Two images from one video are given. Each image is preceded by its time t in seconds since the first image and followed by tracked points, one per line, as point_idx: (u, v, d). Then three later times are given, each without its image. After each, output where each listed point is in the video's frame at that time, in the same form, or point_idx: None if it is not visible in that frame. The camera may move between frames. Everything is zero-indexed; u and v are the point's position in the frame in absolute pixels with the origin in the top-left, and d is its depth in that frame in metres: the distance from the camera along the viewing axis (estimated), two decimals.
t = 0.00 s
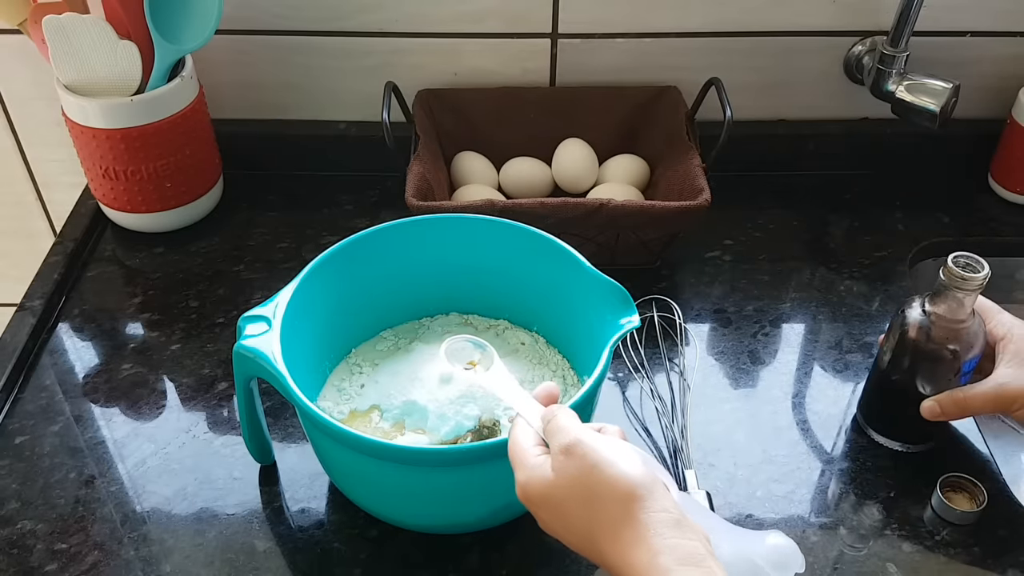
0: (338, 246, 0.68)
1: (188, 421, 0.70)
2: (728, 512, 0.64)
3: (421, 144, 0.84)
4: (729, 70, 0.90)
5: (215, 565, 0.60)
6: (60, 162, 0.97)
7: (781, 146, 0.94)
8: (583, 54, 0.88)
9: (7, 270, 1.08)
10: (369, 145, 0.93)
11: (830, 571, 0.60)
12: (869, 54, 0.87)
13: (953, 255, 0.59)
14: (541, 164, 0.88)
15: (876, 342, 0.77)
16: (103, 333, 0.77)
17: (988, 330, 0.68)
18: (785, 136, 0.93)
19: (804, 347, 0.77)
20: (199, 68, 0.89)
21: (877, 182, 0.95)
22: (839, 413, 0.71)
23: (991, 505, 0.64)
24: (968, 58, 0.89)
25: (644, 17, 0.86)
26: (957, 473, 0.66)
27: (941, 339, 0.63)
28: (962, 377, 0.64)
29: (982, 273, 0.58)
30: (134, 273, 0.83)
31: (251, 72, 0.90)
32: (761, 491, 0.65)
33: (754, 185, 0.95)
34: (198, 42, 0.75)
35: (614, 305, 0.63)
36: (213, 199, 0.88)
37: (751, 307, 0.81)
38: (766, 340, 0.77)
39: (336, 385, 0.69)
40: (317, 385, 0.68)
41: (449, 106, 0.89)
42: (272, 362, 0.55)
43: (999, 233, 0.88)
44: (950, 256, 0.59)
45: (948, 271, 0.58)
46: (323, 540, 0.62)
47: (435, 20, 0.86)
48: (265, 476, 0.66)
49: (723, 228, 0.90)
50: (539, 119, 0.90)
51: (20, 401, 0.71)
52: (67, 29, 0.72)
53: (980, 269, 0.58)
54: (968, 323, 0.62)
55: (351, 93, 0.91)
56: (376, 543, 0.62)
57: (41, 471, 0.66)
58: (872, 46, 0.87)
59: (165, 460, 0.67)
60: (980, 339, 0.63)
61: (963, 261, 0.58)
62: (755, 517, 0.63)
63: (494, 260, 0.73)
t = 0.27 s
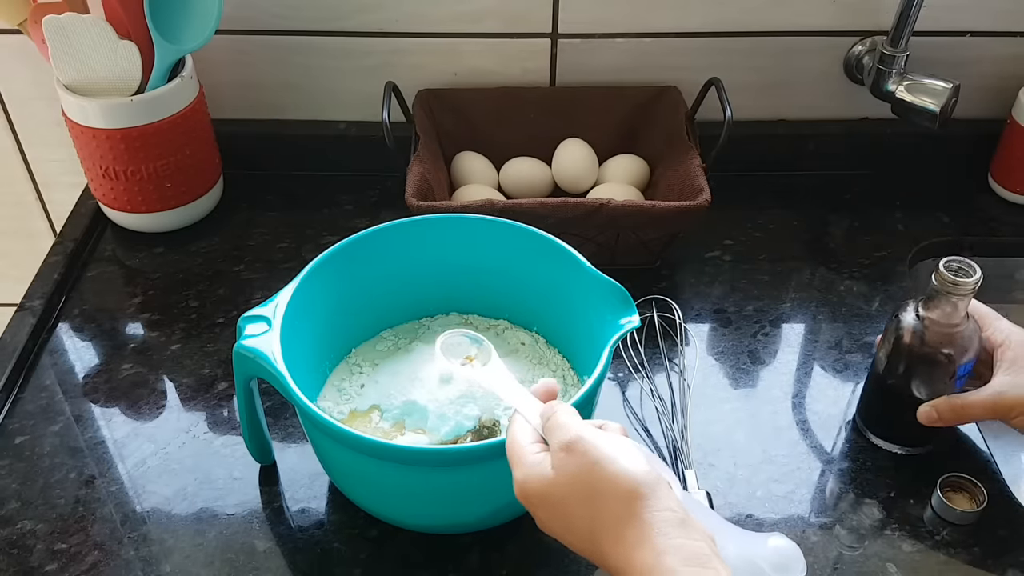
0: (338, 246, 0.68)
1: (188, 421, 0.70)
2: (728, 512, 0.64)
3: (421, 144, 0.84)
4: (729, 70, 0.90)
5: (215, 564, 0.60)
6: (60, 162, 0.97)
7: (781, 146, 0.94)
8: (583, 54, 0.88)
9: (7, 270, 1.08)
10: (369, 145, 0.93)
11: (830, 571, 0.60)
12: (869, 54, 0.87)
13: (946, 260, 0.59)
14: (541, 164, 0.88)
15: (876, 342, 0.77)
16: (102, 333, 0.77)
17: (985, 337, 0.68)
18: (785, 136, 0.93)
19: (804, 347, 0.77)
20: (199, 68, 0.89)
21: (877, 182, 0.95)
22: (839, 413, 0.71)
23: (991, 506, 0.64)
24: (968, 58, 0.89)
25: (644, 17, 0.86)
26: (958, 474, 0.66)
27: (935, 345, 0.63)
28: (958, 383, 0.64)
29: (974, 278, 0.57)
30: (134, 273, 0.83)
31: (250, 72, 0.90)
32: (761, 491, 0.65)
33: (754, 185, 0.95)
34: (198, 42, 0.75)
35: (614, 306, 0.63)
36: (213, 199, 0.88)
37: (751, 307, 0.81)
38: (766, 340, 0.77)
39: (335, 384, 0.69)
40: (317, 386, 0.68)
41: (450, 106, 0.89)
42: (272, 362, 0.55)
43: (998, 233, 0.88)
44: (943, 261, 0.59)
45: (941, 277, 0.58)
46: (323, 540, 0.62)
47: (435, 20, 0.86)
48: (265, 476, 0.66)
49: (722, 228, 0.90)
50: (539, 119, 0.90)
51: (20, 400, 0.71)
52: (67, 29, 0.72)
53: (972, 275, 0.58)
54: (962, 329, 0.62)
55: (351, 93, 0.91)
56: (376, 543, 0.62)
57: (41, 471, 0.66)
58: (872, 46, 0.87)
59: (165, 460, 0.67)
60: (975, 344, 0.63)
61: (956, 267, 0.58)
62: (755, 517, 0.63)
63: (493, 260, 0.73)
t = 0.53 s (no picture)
0: (391, 253, 0.67)
1: (186, 421, 0.70)
2: (729, 512, 0.63)
3: (420, 143, 0.83)
4: (729, 70, 0.89)
5: (214, 565, 0.60)
6: (59, 162, 0.96)
7: (782, 146, 0.93)
8: (583, 53, 0.88)
9: (6, 270, 1.08)
10: (369, 144, 0.93)
11: (831, 571, 0.60)
12: (870, 54, 0.87)
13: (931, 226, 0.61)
14: (541, 163, 0.87)
15: (878, 342, 0.77)
16: (101, 333, 0.77)
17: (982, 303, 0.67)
18: (785, 136, 0.93)
19: (805, 347, 0.76)
20: (199, 68, 0.89)
21: (878, 182, 0.95)
22: (840, 413, 0.71)
23: (992, 506, 0.64)
24: (969, 57, 0.89)
25: (644, 17, 0.85)
26: (959, 474, 0.66)
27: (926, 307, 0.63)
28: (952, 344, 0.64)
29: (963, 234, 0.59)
30: (133, 273, 0.83)
31: (250, 72, 0.89)
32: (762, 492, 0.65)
33: (754, 185, 0.95)
34: (197, 41, 0.75)
35: (671, 314, 0.62)
36: (212, 199, 0.88)
37: (752, 307, 0.80)
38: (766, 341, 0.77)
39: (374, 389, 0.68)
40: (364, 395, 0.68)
41: (449, 105, 0.89)
42: (332, 370, 0.54)
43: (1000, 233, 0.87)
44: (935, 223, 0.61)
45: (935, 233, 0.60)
46: (323, 541, 0.62)
47: (435, 19, 0.85)
48: (264, 477, 0.66)
49: (723, 227, 0.89)
50: (539, 119, 0.90)
51: (19, 401, 0.71)
52: (66, 28, 0.72)
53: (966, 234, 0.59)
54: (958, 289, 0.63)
55: (350, 93, 0.91)
56: (376, 545, 0.62)
57: (40, 471, 0.66)
58: (873, 45, 0.87)
59: (164, 461, 0.67)
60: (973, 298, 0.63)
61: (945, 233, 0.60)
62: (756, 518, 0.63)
63: (539, 266, 0.72)
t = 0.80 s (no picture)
0: (391, 253, 0.67)
1: (186, 421, 0.70)
2: (728, 512, 0.63)
3: (420, 143, 0.83)
4: (730, 70, 0.89)
5: (214, 565, 0.60)
6: (59, 162, 0.96)
7: (782, 146, 0.93)
8: (583, 53, 0.88)
9: (7, 270, 1.08)
10: (369, 144, 0.93)
11: (831, 572, 0.60)
12: (870, 54, 0.87)
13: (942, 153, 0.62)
14: (541, 163, 0.87)
15: (878, 342, 0.77)
16: (101, 333, 0.77)
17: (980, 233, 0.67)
18: (785, 136, 0.93)
19: (805, 347, 0.76)
20: (199, 68, 0.89)
21: (878, 182, 0.95)
22: (840, 413, 0.71)
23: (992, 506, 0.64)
24: (969, 57, 0.89)
25: (644, 17, 0.85)
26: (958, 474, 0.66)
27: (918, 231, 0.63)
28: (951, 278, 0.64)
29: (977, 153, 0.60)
30: (133, 273, 0.83)
31: (250, 72, 0.89)
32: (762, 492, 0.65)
33: (754, 185, 0.95)
34: (197, 41, 0.75)
35: (671, 314, 0.62)
36: (212, 199, 0.88)
37: (752, 307, 0.80)
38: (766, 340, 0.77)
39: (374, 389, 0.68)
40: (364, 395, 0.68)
41: (449, 105, 0.89)
42: (332, 370, 0.54)
43: (1000, 233, 0.87)
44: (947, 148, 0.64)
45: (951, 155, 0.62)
46: (323, 541, 0.62)
47: (435, 19, 0.85)
48: (264, 477, 0.66)
49: (723, 227, 0.89)
50: (539, 119, 0.90)
51: (19, 401, 0.71)
52: (65, 28, 0.72)
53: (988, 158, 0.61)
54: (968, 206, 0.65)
55: (351, 93, 0.91)
56: (376, 545, 0.62)
57: (40, 471, 0.66)
58: (873, 45, 0.86)
59: (163, 461, 0.67)
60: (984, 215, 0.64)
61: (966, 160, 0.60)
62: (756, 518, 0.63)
63: (539, 266, 0.72)
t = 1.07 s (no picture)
0: (391, 253, 0.67)
1: (186, 421, 0.70)
2: (728, 512, 0.63)
3: (420, 143, 0.83)
4: (729, 70, 0.89)
5: (214, 565, 0.60)
6: (59, 162, 0.96)
7: (782, 146, 0.93)
8: (583, 53, 0.88)
9: (6, 269, 1.08)
10: (369, 144, 0.93)
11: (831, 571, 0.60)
12: (870, 54, 0.87)
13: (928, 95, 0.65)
14: (541, 163, 0.87)
15: (878, 342, 0.77)
16: (101, 333, 0.77)
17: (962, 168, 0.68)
18: (785, 136, 0.93)
19: (805, 347, 0.76)
20: (199, 68, 0.89)
21: (878, 182, 0.95)
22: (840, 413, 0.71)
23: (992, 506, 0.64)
24: (968, 57, 0.89)
25: (643, 17, 0.85)
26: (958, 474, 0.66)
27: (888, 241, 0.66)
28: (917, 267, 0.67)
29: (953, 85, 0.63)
30: (133, 273, 0.83)
31: (249, 72, 0.89)
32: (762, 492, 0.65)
33: (754, 185, 0.95)
34: (197, 41, 0.75)
35: (671, 314, 0.62)
36: (212, 199, 0.88)
37: (752, 307, 0.80)
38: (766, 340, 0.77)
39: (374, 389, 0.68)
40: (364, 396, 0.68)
41: (449, 106, 0.89)
42: (332, 370, 0.54)
43: (1000, 233, 0.87)
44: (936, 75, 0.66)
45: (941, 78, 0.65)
46: (323, 541, 0.62)
47: (435, 19, 0.85)
48: (264, 477, 0.66)
49: (722, 227, 0.89)
50: (539, 119, 0.90)
51: (19, 400, 0.71)
52: (65, 28, 0.72)
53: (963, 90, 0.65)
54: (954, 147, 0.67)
55: (350, 93, 0.91)
56: (376, 545, 0.62)
57: (40, 471, 0.66)
58: (873, 45, 0.86)
59: (163, 461, 0.67)
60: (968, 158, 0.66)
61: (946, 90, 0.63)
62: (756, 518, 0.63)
63: (539, 266, 0.72)
